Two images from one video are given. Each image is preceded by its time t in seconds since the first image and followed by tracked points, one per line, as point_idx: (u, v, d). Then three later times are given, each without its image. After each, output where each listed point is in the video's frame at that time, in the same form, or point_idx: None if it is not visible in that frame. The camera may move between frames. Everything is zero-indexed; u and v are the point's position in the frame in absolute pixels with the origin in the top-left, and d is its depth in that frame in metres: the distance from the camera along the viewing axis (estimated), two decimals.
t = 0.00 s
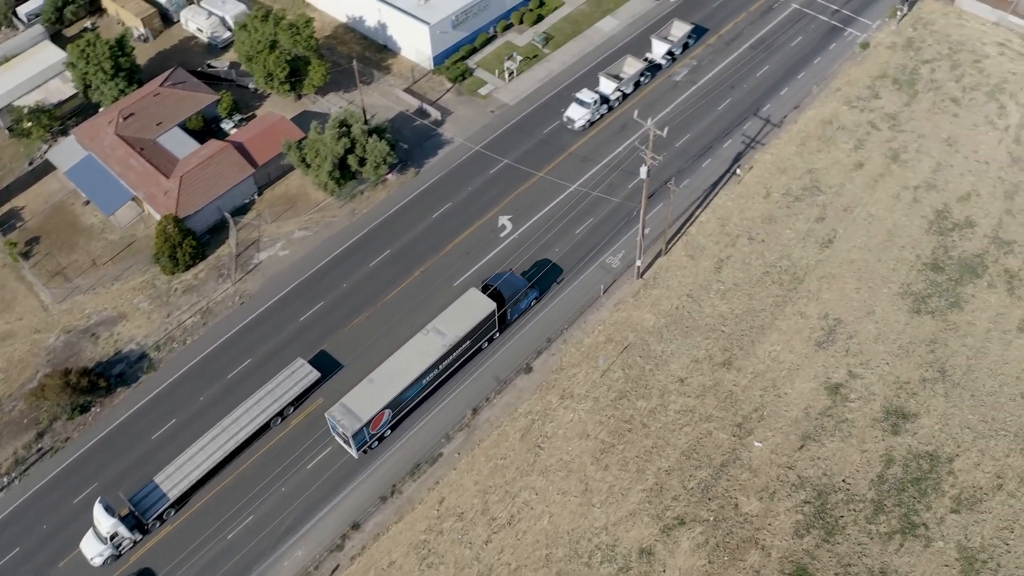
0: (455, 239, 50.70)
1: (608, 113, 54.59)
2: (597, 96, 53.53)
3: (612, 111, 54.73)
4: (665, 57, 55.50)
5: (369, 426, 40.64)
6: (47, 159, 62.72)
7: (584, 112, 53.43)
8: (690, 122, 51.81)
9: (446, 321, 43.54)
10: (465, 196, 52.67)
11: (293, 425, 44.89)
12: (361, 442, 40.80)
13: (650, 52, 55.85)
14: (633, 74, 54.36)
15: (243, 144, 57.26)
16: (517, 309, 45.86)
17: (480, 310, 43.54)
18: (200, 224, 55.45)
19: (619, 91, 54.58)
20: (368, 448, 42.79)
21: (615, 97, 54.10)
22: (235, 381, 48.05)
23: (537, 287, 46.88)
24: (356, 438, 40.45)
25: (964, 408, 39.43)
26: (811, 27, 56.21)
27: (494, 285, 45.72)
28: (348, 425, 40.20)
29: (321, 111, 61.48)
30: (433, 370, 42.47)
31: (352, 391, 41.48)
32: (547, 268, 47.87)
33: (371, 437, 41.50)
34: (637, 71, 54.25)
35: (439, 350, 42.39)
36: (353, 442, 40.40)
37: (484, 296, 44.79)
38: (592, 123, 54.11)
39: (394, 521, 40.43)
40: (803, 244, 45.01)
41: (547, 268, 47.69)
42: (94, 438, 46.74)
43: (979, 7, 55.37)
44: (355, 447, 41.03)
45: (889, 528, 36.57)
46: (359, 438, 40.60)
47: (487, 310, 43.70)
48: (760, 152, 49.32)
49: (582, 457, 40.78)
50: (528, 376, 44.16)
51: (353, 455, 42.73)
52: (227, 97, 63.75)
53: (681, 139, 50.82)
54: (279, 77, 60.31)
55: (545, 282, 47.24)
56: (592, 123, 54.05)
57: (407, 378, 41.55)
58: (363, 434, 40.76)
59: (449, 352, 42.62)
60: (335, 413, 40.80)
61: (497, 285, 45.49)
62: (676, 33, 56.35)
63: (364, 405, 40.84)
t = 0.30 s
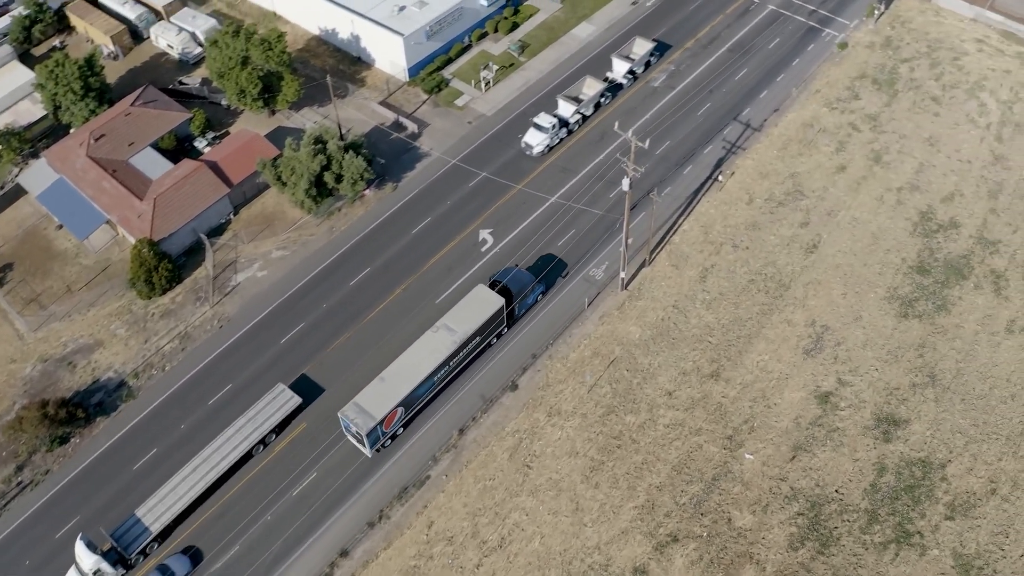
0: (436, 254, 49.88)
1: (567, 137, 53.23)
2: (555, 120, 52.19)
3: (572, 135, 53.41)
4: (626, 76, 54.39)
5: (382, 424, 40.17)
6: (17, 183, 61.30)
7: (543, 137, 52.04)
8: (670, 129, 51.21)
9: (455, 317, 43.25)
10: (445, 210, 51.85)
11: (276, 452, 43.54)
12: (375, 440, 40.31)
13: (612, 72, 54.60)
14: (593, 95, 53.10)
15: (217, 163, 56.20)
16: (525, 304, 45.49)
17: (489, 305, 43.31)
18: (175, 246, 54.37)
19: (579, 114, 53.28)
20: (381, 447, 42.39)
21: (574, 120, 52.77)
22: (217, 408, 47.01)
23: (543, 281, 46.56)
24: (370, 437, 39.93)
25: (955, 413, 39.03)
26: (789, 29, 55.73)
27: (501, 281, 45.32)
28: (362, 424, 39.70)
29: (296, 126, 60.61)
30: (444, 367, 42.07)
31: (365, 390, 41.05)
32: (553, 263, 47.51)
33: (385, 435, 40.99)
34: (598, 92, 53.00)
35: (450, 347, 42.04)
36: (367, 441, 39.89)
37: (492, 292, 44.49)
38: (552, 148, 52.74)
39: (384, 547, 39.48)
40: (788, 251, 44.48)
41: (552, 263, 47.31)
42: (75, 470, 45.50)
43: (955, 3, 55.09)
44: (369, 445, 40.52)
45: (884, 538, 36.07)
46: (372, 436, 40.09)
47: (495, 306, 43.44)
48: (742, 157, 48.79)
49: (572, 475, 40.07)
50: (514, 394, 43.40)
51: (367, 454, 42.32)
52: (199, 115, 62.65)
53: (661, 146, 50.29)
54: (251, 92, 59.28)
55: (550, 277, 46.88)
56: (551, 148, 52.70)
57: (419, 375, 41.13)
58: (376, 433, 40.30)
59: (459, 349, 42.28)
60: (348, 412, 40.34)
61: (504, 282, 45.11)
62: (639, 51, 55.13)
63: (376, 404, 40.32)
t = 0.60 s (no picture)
0: (417, 275, 48.93)
1: (523, 169, 51.79)
2: (510, 153, 50.80)
3: (528, 168, 52.01)
4: (585, 102, 53.06)
5: (397, 423, 39.45)
6: None
7: (499, 171, 50.57)
8: (650, 139, 50.53)
9: (466, 315, 42.65)
10: (424, 228, 50.92)
11: (259, 486, 42.10)
12: (390, 440, 39.58)
13: (570, 99, 53.24)
14: (550, 125, 51.70)
15: (190, 187, 54.97)
16: (533, 300, 45.06)
17: (499, 302, 42.76)
18: (149, 274, 53.06)
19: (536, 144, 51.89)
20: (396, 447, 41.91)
21: (531, 151, 51.41)
22: (198, 440, 45.71)
23: (550, 278, 46.21)
24: (385, 437, 39.23)
25: (947, 421, 38.52)
26: (766, 32, 55.12)
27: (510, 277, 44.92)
28: (378, 424, 38.95)
29: (270, 146, 59.54)
30: (457, 364, 41.48)
31: (378, 390, 40.33)
32: (559, 259, 47.23)
33: (400, 435, 40.33)
34: (554, 121, 51.63)
35: (462, 345, 41.40)
36: (383, 441, 39.12)
37: (501, 288, 43.93)
38: (508, 181, 51.30)
39: None
40: (773, 260, 43.85)
41: (560, 259, 47.09)
42: (54, 510, 43.90)
43: (933, 2, 54.74)
44: (384, 445, 39.78)
45: (880, 552, 35.39)
46: (388, 436, 39.36)
47: (504, 302, 42.92)
48: (724, 166, 48.15)
49: (563, 499, 39.09)
50: (501, 417, 42.41)
51: (382, 454, 41.83)
52: (171, 137, 61.33)
53: (642, 155, 49.65)
54: (223, 112, 58.08)
55: (556, 273, 46.63)
56: (507, 182, 51.25)
57: (432, 374, 40.46)
58: (392, 432, 39.56)
59: (471, 346, 41.67)
60: (362, 412, 39.57)
61: (513, 278, 44.65)
62: (598, 75, 53.76)
63: (391, 403, 39.60)
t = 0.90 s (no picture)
0: (394, 298, 47.86)
1: (477, 207, 50.21)
2: (462, 192, 49.22)
3: (482, 205, 50.47)
4: (540, 132, 51.62)
5: (409, 424, 38.83)
6: None
7: (450, 212, 49.03)
8: (626, 150, 49.83)
9: (471, 313, 42.16)
10: (400, 249, 49.98)
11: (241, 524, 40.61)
12: (402, 441, 38.95)
13: (525, 129, 51.74)
14: (504, 158, 50.20)
15: (160, 214, 53.65)
16: (537, 296, 44.64)
17: (504, 299, 42.37)
18: (121, 306, 51.42)
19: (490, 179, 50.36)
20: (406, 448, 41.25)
21: (484, 188, 49.89)
22: (178, 477, 44.16)
23: (552, 274, 45.81)
24: (397, 438, 38.57)
25: (938, 429, 38.05)
26: (741, 36, 54.47)
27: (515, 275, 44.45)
28: (389, 425, 38.28)
29: (241, 168, 58.30)
30: (464, 364, 41.00)
31: (387, 391, 39.67)
32: (562, 256, 46.96)
33: (410, 436, 39.68)
34: (507, 155, 50.12)
35: (469, 344, 40.93)
36: (395, 442, 38.47)
37: (505, 286, 43.55)
38: (462, 220, 49.72)
39: None
40: (756, 270, 43.23)
41: (562, 256, 46.81)
42: (31, 557, 42.07)
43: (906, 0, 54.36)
44: (396, 446, 39.12)
45: (876, 566, 34.78)
46: (399, 437, 38.71)
47: (510, 299, 42.54)
48: (703, 175, 47.57)
49: (553, 525, 38.03)
50: (487, 442, 41.34)
51: (393, 455, 41.36)
52: (139, 162, 59.79)
53: (620, 165, 49.00)
54: (191, 137, 56.71)
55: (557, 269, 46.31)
56: (461, 221, 49.68)
57: (441, 373, 39.92)
58: (403, 433, 38.94)
59: (479, 345, 41.21)
60: (373, 413, 38.88)
61: (518, 275, 44.20)
62: (553, 103, 52.37)
63: (401, 404, 38.96)
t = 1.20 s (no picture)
0: (374, 325, 46.81)
1: (431, 251, 48.64)
2: (416, 237, 47.43)
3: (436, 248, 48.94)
4: (495, 168, 50.12)
5: (421, 425, 38.49)
6: None
7: (403, 260, 47.30)
8: (604, 164, 49.17)
9: (477, 312, 41.84)
10: (378, 273, 49.08)
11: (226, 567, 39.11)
12: (414, 442, 38.57)
13: (480, 166, 50.16)
14: (459, 199, 48.62)
15: (131, 246, 52.10)
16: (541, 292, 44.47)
17: (510, 297, 42.13)
18: (94, 342, 49.54)
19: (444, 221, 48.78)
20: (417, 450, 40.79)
21: (438, 232, 48.25)
22: (159, 519, 42.44)
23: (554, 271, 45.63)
24: (409, 439, 38.27)
25: (930, 439, 37.50)
26: (715, 41, 53.81)
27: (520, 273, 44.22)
28: (401, 426, 37.91)
29: (212, 194, 56.97)
30: (473, 363, 40.65)
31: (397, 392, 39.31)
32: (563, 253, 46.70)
33: (422, 436, 39.33)
34: (462, 195, 48.58)
35: (476, 342, 40.62)
36: (408, 443, 38.10)
37: (509, 284, 43.30)
38: (416, 266, 48.15)
39: None
40: (740, 283, 42.56)
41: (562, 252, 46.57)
42: None
43: None
44: (408, 447, 38.73)
45: None
46: (411, 438, 38.40)
47: (514, 297, 42.30)
48: (682, 186, 46.99)
49: (545, 554, 36.94)
50: (474, 470, 40.24)
51: (405, 457, 40.87)
52: (108, 192, 58.13)
53: (598, 179, 48.38)
54: (159, 164, 55.28)
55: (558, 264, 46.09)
56: (416, 267, 48.12)
57: (450, 373, 39.56)
58: (415, 434, 38.60)
59: (486, 343, 40.91)
60: (384, 415, 38.52)
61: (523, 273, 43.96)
62: (509, 136, 50.88)
63: (412, 404, 38.62)
